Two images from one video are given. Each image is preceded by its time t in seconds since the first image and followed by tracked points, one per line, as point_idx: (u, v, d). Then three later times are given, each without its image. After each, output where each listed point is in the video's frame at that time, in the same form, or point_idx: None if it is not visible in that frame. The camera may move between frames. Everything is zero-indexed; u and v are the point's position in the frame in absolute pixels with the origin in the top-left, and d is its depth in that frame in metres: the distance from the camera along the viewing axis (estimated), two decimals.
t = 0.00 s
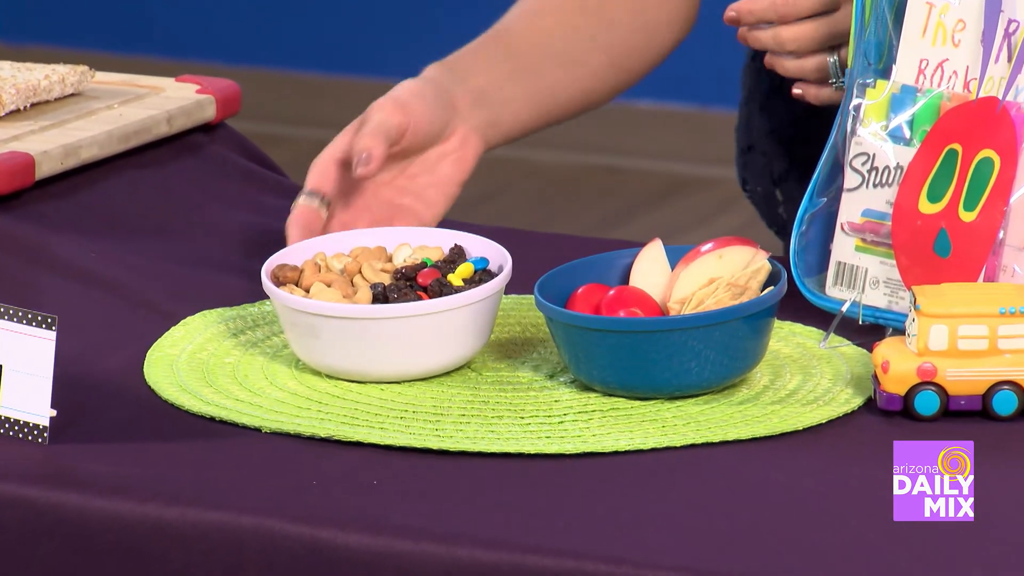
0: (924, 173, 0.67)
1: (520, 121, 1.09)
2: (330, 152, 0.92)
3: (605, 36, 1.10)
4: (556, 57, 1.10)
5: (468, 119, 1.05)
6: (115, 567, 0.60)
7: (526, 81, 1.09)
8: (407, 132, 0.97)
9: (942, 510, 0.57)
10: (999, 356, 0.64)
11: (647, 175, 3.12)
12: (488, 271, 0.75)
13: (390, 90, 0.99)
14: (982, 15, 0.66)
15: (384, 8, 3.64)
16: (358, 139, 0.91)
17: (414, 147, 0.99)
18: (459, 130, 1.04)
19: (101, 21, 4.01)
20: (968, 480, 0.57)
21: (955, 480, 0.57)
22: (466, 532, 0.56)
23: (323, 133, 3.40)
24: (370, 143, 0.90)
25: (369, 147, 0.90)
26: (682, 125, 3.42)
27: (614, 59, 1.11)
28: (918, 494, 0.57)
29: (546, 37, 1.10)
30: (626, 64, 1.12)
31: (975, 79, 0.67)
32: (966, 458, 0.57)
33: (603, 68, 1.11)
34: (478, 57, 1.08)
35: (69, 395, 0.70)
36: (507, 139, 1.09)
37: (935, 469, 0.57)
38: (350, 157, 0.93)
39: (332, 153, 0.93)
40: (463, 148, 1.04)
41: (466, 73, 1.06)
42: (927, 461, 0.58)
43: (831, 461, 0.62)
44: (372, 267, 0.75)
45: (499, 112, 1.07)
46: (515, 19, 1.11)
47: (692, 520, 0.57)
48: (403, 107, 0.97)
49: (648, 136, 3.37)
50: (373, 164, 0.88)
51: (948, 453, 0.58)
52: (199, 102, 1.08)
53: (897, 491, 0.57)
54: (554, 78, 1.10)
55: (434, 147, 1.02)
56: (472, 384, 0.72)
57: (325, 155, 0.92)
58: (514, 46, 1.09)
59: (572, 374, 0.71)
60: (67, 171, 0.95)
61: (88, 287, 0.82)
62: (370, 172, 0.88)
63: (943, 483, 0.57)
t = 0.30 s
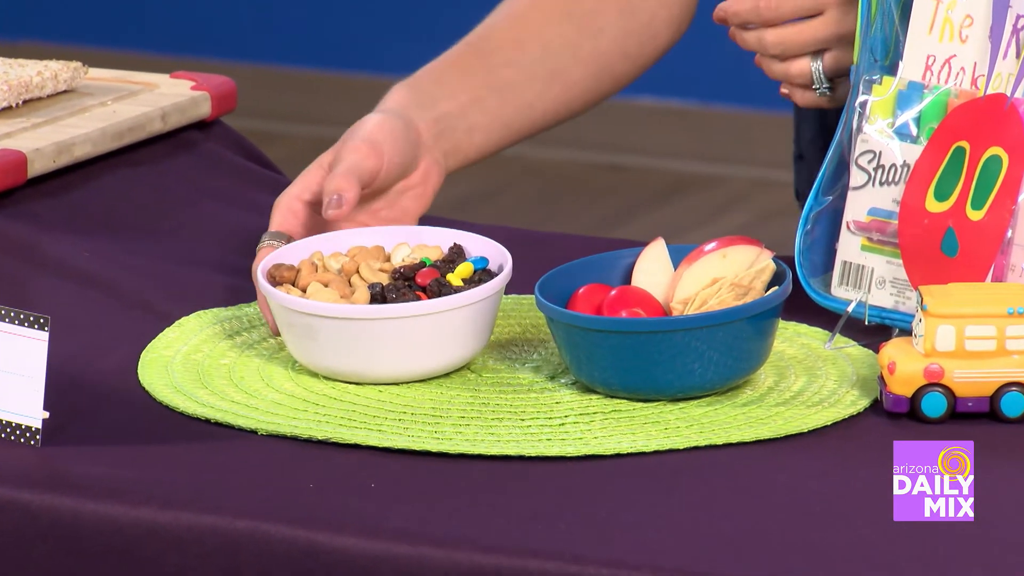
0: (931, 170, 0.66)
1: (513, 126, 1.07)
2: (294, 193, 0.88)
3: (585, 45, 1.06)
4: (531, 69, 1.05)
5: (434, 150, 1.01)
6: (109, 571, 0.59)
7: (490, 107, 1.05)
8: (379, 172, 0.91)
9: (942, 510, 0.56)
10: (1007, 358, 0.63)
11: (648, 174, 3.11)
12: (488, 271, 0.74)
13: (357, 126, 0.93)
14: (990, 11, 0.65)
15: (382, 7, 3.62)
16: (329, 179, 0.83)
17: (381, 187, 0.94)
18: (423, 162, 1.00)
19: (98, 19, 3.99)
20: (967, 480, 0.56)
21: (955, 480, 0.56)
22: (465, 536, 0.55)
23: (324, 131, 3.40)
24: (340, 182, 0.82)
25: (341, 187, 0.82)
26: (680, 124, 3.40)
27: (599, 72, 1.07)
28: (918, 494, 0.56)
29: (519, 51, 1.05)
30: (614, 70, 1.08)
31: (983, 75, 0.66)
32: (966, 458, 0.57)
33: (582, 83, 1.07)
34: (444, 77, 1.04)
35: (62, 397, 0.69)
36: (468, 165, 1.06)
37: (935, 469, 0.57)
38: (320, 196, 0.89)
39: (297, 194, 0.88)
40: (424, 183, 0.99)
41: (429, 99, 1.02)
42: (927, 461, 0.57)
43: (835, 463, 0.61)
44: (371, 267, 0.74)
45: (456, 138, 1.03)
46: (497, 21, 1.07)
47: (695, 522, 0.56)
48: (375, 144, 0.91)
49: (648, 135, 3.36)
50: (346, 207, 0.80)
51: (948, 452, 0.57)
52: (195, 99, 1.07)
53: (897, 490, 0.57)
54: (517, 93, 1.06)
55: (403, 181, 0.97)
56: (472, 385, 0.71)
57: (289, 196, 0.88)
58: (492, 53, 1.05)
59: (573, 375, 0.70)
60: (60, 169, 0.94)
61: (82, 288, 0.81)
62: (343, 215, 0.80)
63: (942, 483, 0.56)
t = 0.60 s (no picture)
0: (938, 167, 0.66)
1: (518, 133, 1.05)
2: (293, 204, 0.86)
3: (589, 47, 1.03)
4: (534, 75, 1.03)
5: (434, 169, 1.01)
6: None
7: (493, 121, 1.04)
8: (381, 193, 0.91)
9: (942, 510, 0.55)
10: (1015, 359, 0.62)
11: (650, 173, 3.10)
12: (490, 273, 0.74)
13: (361, 143, 0.93)
14: (998, 9, 0.64)
15: (382, 5, 3.61)
16: (330, 193, 0.82)
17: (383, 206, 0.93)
18: (424, 183, 0.99)
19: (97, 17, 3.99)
20: (968, 480, 0.56)
21: (955, 480, 0.56)
22: (464, 540, 0.54)
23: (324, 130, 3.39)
24: (341, 197, 0.81)
25: (341, 201, 0.81)
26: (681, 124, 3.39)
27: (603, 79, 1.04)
28: (918, 494, 0.56)
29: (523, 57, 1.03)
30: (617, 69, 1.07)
31: (991, 73, 0.65)
32: (966, 458, 0.56)
33: (586, 88, 1.04)
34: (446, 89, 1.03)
35: (56, 400, 0.68)
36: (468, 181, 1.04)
37: (935, 469, 0.56)
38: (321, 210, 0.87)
39: (295, 205, 0.87)
40: (425, 205, 0.98)
41: (433, 117, 1.01)
42: (927, 461, 0.57)
43: (840, 466, 0.60)
44: (372, 267, 0.73)
45: (459, 158, 1.03)
46: (495, 27, 1.03)
47: (699, 526, 0.55)
48: (379, 165, 0.91)
49: (650, 134, 3.35)
50: (346, 221, 0.78)
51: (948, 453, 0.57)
52: (190, 96, 1.07)
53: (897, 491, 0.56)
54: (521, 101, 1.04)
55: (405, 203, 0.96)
56: (472, 388, 0.69)
57: (288, 207, 0.86)
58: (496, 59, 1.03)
59: (575, 377, 0.69)
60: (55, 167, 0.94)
61: (77, 289, 0.80)
62: (343, 228, 0.78)
63: (942, 483, 0.56)
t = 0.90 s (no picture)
0: (944, 166, 0.64)
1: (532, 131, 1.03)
2: (301, 206, 0.85)
3: (604, 35, 1.03)
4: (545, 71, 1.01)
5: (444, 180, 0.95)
6: None
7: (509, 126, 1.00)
8: (390, 199, 0.88)
9: (942, 510, 0.55)
10: (1021, 360, 0.61)
11: (651, 172, 3.09)
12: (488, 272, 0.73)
13: (369, 150, 0.91)
14: (1005, 7, 0.63)
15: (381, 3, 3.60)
16: (344, 194, 0.81)
17: (393, 212, 0.90)
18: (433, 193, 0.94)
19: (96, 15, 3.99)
20: (968, 480, 0.55)
21: (955, 480, 0.55)
22: (463, 544, 0.53)
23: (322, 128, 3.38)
24: (356, 199, 0.80)
25: (356, 205, 0.80)
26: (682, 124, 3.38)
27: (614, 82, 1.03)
28: (918, 494, 0.55)
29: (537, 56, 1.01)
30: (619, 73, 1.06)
31: (997, 70, 0.64)
32: (966, 458, 0.55)
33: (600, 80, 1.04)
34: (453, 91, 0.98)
35: (50, 402, 0.67)
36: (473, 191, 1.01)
37: (935, 469, 0.55)
38: (328, 215, 0.86)
39: (302, 207, 0.85)
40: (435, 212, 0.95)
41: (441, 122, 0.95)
42: (927, 461, 0.56)
43: (845, 468, 0.60)
44: (368, 267, 0.72)
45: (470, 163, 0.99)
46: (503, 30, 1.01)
47: (702, 529, 0.54)
48: (391, 170, 0.88)
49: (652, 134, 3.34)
50: (366, 227, 0.78)
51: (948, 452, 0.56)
52: (186, 94, 1.07)
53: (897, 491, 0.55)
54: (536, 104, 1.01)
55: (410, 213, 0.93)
56: (471, 390, 0.69)
57: (295, 209, 0.85)
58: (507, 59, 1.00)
59: (575, 379, 0.68)
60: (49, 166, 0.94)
61: (72, 290, 0.79)
62: (360, 234, 0.78)
63: (943, 483, 0.55)
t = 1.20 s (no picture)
0: (950, 166, 0.64)
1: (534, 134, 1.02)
2: (303, 208, 0.83)
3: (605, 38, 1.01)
4: (548, 74, 1.00)
5: (448, 186, 0.95)
6: None
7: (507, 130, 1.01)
8: (391, 202, 0.87)
9: (942, 510, 0.54)
10: None
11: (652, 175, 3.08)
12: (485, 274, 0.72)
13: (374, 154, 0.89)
14: (1011, 5, 0.62)
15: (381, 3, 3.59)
16: (345, 195, 0.80)
17: (396, 218, 0.89)
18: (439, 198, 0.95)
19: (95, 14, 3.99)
20: (968, 480, 0.55)
21: (955, 480, 0.55)
22: (462, 550, 0.52)
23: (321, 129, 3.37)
24: (357, 202, 0.79)
25: (356, 207, 0.79)
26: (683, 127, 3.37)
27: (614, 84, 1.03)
28: (918, 494, 0.55)
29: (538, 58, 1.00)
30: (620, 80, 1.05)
31: (1003, 70, 0.63)
32: (966, 458, 0.55)
33: (602, 79, 1.03)
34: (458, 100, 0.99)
35: (45, 406, 0.66)
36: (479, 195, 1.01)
37: (935, 469, 0.55)
38: (330, 218, 0.84)
39: (305, 210, 0.83)
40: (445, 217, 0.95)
41: (444, 131, 0.96)
42: (927, 461, 0.55)
43: (850, 473, 0.59)
44: (362, 269, 0.71)
45: (475, 170, 0.98)
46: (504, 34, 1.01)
47: (704, 535, 0.53)
48: (393, 173, 0.87)
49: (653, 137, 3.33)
50: (367, 231, 0.77)
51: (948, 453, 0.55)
52: (182, 94, 1.06)
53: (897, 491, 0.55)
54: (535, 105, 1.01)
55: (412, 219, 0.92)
56: (471, 393, 0.68)
57: (296, 212, 0.83)
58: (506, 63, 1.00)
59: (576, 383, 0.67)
60: (44, 167, 0.94)
61: (68, 292, 0.79)
62: (362, 239, 0.77)
63: (942, 483, 0.55)
